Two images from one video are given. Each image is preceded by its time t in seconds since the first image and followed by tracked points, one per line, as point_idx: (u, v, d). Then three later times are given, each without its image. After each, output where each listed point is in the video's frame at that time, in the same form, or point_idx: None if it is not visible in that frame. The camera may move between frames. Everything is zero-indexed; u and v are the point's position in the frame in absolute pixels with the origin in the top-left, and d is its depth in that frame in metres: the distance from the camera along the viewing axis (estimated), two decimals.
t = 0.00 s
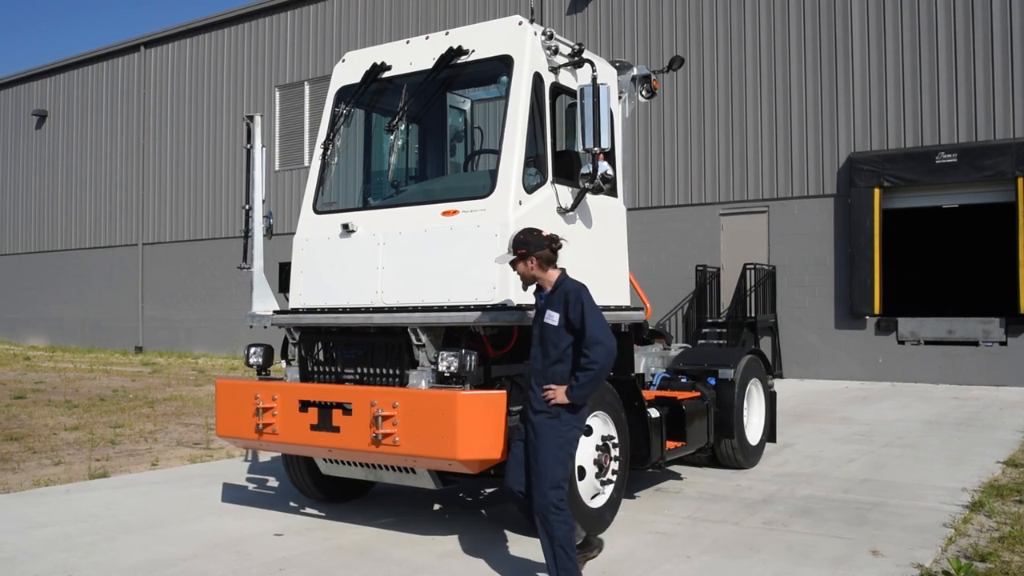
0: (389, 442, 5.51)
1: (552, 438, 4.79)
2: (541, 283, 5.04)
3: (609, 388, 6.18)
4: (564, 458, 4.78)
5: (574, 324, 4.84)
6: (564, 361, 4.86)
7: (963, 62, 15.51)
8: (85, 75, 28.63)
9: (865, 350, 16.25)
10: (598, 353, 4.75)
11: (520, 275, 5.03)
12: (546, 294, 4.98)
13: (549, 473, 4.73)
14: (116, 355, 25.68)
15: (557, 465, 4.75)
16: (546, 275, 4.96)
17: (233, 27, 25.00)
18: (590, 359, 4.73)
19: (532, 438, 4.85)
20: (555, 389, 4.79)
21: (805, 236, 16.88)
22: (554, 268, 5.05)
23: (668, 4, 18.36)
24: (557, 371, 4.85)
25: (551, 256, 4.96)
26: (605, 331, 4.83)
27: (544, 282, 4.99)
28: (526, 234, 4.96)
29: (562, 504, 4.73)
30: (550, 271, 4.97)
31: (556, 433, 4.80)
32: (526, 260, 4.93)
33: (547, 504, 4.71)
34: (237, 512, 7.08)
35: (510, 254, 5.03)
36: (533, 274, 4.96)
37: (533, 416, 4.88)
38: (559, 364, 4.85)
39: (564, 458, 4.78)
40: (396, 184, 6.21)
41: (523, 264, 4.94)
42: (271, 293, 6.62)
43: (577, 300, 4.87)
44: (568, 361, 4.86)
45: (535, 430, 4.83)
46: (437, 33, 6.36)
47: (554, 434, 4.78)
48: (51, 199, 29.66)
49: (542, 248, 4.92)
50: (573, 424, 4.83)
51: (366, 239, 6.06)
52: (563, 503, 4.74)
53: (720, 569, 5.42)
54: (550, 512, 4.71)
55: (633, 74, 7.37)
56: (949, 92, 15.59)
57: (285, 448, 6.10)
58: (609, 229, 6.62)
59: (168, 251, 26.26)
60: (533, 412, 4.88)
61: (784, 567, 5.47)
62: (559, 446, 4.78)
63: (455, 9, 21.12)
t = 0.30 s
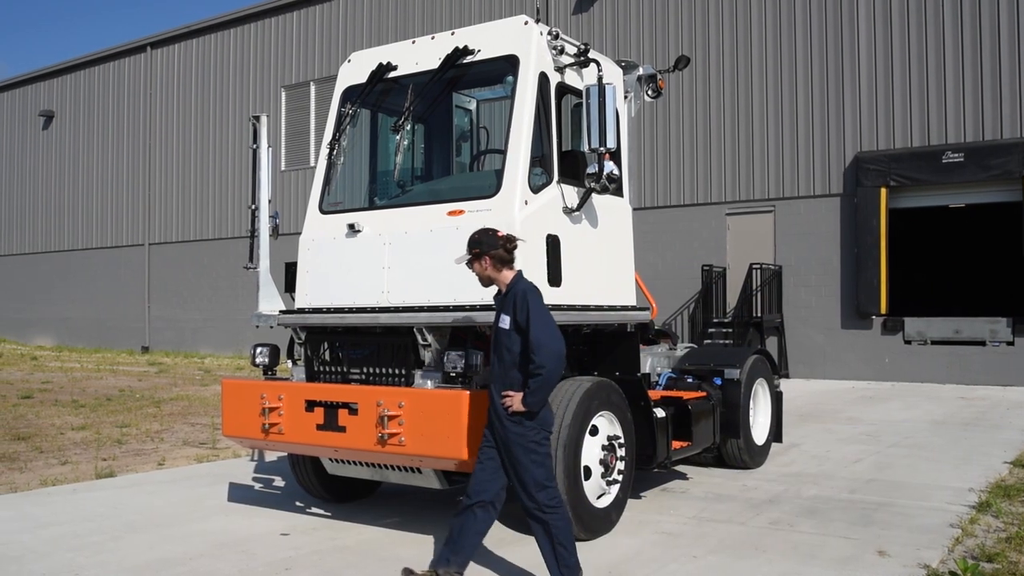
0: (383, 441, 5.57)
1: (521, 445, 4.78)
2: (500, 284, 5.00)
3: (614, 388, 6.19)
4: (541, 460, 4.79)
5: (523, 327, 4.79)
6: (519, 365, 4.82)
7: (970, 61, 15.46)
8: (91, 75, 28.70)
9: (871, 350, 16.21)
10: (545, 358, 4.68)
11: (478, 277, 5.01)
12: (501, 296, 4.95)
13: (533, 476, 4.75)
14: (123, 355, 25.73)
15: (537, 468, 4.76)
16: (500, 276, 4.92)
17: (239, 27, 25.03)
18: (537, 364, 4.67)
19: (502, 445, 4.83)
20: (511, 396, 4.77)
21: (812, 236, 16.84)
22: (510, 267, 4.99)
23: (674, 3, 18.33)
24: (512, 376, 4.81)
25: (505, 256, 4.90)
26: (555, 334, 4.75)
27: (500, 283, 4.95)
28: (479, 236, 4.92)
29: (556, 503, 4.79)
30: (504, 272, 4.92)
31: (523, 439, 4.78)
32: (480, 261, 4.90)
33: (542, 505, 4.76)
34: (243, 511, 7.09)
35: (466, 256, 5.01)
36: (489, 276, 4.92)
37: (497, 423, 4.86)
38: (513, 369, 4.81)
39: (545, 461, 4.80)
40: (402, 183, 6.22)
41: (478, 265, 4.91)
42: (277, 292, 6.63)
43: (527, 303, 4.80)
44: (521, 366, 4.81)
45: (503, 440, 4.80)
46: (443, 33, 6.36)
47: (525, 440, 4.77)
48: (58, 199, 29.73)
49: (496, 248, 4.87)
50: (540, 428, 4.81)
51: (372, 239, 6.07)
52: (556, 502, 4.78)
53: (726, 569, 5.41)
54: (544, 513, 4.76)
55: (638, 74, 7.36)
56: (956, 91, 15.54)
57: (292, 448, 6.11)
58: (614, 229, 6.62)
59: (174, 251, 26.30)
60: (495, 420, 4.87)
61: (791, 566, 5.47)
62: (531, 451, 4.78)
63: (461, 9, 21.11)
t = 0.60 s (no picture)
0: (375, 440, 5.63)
1: (450, 446, 4.65)
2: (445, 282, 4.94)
3: (626, 388, 6.19)
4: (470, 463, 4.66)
5: (469, 324, 4.73)
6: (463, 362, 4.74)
7: (983, 60, 15.39)
8: (104, 77, 28.87)
9: (884, 351, 16.14)
10: (489, 354, 4.64)
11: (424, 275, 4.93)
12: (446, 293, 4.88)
13: (452, 481, 4.61)
14: (135, 355, 25.86)
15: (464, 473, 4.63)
16: (446, 274, 4.86)
17: (250, 29, 25.13)
18: (480, 360, 4.63)
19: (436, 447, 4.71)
20: (454, 393, 4.67)
21: (824, 236, 16.77)
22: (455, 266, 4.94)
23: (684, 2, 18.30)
24: (456, 373, 4.72)
25: (453, 254, 4.85)
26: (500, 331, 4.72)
27: (445, 281, 4.88)
28: (427, 233, 4.86)
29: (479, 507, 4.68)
30: (450, 270, 4.87)
31: (453, 440, 4.66)
32: (428, 258, 4.84)
33: (458, 513, 4.62)
34: (254, 511, 7.11)
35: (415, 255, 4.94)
36: (435, 274, 4.86)
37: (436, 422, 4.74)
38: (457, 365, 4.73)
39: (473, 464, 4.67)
40: (413, 184, 6.23)
41: (426, 262, 4.85)
42: (288, 293, 6.65)
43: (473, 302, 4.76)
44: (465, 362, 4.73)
45: (437, 438, 4.70)
46: (453, 34, 6.37)
47: (458, 439, 4.65)
48: (71, 200, 29.90)
49: (445, 246, 4.82)
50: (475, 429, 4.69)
51: (383, 239, 6.08)
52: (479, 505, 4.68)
53: (737, 570, 5.40)
54: (465, 519, 4.64)
55: (650, 74, 7.35)
56: (968, 90, 15.47)
57: (303, 447, 6.12)
58: (625, 229, 6.61)
59: (187, 252, 26.41)
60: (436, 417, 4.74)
61: (803, 568, 5.45)
62: (459, 452, 4.64)
63: (471, 9, 21.12)
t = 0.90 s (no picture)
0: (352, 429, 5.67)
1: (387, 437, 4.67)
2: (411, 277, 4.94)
3: (641, 388, 6.18)
4: (406, 455, 4.61)
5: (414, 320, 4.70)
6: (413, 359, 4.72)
7: (1002, 58, 15.28)
8: (121, 78, 29.07)
9: (901, 351, 16.05)
10: (425, 351, 4.56)
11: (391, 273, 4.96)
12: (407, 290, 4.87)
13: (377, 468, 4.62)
14: (152, 355, 26.03)
15: (400, 462, 4.60)
16: (404, 270, 4.85)
17: (266, 30, 25.24)
18: (415, 356, 4.57)
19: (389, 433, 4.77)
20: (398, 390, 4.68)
21: (841, 236, 16.69)
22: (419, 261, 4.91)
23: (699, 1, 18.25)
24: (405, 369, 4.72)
25: (410, 250, 4.82)
26: (442, 326, 4.63)
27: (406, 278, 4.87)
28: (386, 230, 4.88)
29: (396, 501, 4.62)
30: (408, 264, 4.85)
31: (390, 432, 4.66)
32: (386, 255, 4.86)
33: (373, 500, 4.60)
34: (271, 511, 7.13)
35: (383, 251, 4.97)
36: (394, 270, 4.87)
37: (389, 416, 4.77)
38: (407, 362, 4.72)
39: (408, 456, 4.62)
40: (428, 185, 6.24)
41: (384, 259, 4.88)
42: (304, 293, 6.67)
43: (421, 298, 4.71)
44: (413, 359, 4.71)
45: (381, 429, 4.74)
46: (468, 34, 6.37)
47: (394, 433, 4.64)
48: (89, 201, 30.12)
49: (398, 240, 4.81)
50: (416, 423, 4.63)
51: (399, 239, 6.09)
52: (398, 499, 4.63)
53: (752, 572, 5.37)
54: (379, 508, 4.59)
55: (665, 73, 7.34)
56: (987, 89, 15.35)
57: (319, 447, 6.14)
58: (640, 229, 6.60)
59: (203, 252, 26.55)
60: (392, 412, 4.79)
61: (819, 570, 5.42)
62: (392, 443, 4.63)
63: (486, 10, 21.11)
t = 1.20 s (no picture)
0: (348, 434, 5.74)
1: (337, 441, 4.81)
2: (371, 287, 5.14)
3: (656, 388, 6.18)
4: (352, 459, 4.70)
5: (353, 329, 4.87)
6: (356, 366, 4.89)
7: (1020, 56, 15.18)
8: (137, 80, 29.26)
9: (917, 351, 15.95)
10: (354, 359, 4.72)
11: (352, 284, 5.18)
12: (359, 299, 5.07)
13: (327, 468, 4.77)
14: (168, 355, 26.18)
15: (349, 465, 4.69)
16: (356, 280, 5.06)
17: (280, 32, 25.34)
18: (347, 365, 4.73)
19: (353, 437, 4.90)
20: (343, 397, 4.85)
21: (857, 235, 16.60)
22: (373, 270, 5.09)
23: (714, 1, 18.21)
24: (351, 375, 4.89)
25: (360, 259, 5.03)
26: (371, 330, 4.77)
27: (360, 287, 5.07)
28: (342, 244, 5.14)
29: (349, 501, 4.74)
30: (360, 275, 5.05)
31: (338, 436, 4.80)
32: (342, 268, 5.13)
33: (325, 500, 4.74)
34: (286, 511, 7.15)
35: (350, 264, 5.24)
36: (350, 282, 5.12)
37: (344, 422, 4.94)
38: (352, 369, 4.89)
39: (355, 461, 4.69)
40: (442, 185, 6.25)
41: (342, 271, 5.14)
42: (319, 294, 6.70)
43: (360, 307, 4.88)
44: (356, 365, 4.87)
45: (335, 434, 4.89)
46: (483, 35, 6.38)
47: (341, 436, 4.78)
48: (105, 202, 30.32)
49: (346, 252, 5.05)
50: (358, 430, 4.72)
51: (414, 239, 6.10)
52: (350, 500, 4.73)
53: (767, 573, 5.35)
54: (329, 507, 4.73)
55: (680, 73, 7.32)
56: (1005, 87, 15.25)
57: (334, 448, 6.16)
58: (656, 229, 6.59)
59: (219, 253, 26.66)
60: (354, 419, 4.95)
61: (834, 571, 5.39)
62: (339, 447, 4.77)
63: (501, 10, 21.09)
